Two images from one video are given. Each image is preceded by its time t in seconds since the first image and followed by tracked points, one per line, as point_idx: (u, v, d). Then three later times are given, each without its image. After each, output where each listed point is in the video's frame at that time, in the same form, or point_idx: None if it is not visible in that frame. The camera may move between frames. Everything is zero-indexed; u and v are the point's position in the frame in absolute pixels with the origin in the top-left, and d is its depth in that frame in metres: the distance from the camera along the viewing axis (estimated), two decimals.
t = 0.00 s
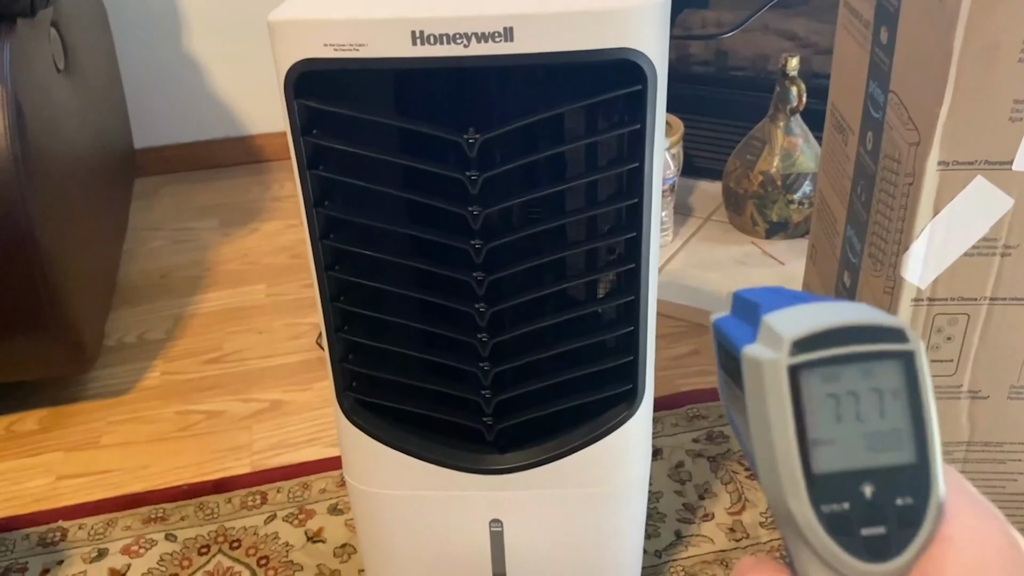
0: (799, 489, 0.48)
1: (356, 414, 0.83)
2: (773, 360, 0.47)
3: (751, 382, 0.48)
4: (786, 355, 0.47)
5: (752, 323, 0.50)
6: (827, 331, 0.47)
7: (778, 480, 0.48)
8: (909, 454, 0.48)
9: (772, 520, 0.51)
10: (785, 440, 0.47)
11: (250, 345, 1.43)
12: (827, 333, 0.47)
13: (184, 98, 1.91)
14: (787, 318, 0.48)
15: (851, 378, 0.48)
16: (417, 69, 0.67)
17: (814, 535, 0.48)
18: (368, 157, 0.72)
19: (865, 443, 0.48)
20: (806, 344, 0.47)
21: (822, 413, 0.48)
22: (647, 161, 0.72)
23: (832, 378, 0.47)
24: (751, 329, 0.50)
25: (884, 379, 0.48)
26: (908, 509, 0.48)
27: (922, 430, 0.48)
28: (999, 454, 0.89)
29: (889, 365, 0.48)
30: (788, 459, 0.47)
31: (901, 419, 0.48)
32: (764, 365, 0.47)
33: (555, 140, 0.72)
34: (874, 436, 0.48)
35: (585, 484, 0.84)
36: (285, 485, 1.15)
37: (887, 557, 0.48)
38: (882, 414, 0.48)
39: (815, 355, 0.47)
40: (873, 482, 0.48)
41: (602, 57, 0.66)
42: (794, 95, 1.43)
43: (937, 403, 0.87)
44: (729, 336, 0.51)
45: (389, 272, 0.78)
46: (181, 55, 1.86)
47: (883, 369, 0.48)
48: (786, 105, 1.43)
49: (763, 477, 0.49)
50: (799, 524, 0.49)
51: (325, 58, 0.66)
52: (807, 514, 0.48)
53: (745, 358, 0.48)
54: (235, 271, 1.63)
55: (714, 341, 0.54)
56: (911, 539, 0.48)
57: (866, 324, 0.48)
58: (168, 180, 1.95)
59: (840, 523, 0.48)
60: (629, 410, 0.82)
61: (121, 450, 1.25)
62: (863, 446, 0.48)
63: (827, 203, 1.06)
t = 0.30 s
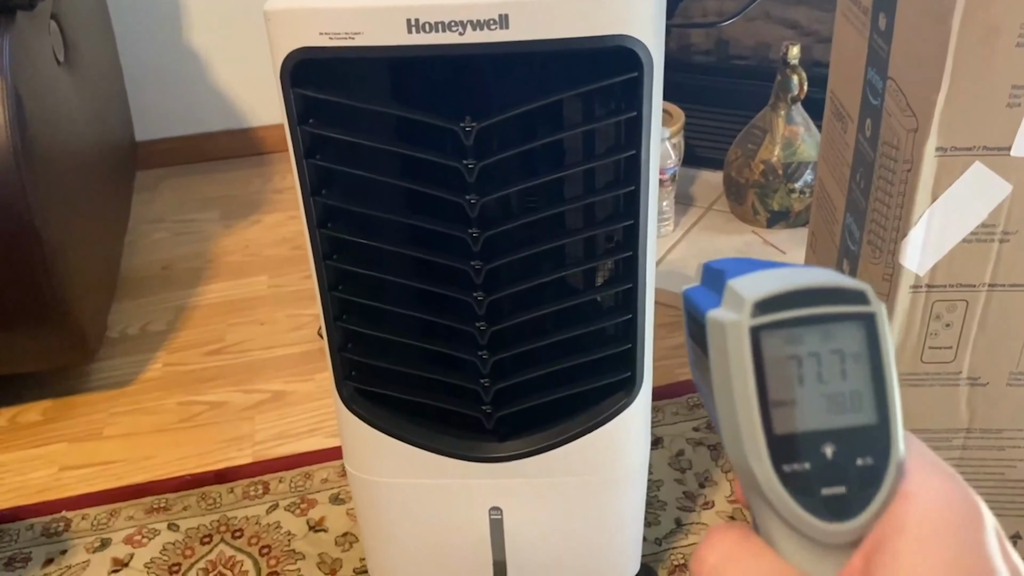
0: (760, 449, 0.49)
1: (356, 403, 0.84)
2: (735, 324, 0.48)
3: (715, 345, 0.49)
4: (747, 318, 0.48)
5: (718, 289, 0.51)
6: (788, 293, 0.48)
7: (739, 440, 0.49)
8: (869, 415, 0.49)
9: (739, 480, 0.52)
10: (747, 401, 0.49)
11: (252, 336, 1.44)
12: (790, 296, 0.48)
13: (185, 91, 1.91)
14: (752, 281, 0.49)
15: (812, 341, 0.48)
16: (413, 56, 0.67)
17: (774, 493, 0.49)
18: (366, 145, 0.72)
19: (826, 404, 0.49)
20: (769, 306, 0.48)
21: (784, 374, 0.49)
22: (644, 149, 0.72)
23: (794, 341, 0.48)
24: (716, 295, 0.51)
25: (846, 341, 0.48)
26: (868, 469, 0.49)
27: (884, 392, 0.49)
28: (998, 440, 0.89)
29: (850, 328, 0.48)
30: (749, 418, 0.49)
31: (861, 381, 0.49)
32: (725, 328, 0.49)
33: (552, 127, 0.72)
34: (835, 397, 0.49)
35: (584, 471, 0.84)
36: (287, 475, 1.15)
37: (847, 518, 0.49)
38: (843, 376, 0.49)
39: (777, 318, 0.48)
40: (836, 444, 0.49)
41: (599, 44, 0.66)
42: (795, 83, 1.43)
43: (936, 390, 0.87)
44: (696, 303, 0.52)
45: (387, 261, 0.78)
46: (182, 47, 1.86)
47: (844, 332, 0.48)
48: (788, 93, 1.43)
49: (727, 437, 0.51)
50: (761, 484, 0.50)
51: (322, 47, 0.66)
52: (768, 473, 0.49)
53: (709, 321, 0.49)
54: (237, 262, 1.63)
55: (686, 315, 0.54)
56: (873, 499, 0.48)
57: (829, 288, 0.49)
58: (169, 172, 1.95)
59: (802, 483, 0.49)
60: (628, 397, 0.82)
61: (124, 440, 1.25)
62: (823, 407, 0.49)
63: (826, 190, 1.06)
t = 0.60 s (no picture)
0: (772, 426, 0.48)
1: (357, 397, 0.83)
2: (750, 297, 0.48)
3: (728, 318, 0.49)
4: (763, 292, 0.48)
5: (730, 265, 0.51)
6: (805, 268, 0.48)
7: (747, 417, 0.49)
8: (887, 397, 0.48)
9: (748, 462, 0.52)
10: (759, 376, 0.48)
11: (254, 331, 1.44)
12: (807, 271, 0.48)
13: (187, 86, 1.91)
14: (767, 256, 0.49)
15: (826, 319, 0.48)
16: (411, 48, 0.66)
17: (784, 473, 0.49)
18: (364, 138, 0.72)
19: (842, 383, 0.49)
20: (785, 280, 0.48)
21: (799, 351, 0.48)
22: (645, 139, 0.71)
23: (810, 317, 0.48)
24: (729, 272, 0.51)
25: (864, 319, 0.48)
26: (884, 452, 0.48)
27: (904, 372, 0.48)
28: (1004, 432, 0.88)
29: (870, 305, 0.48)
30: (761, 393, 0.48)
31: (880, 360, 0.48)
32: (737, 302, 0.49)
33: (551, 118, 0.72)
34: (853, 376, 0.48)
35: (586, 464, 0.84)
36: (289, 469, 1.15)
37: (859, 502, 0.47)
38: (861, 354, 0.48)
39: (793, 292, 0.48)
40: (850, 425, 0.48)
41: (598, 34, 0.65)
42: (798, 74, 1.44)
43: (940, 382, 0.86)
44: (708, 280, 0.52)
45: (386, 255, 0.78)
46: (183, 42, 1.86)
47: (863, 308, 0.47)
48: (791, 85, 1.43)
49: (736, 416, 0.50)
50: (771, 463, 0.49)
51: (318, 38, 0.66)
52: (778, 451, 0.48)
53: (722, 296, 0.49)
54: (239, 257, 1.63)
55: (693, 290, 0.55)
56: (888, 484, 0.47)
57: (849, 265, 0.48)
58: (172, 168, 1.95)
59: (813, 463, 0.48)
60: (630, 390, 0.81)
61: (126, 436, 1.25)
62: (839, 386, 0.49)
63: (830, 182, 1.05)
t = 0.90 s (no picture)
0: (762, 422, 0.49)
1: (363, 394, 0.83)
2: (742, 290, 0.48)
3: (719, 311, 0.49)
4: (755, 285, 0.48)
5: (719, 259, 0.51)
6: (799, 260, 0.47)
7: (738, 414, 0.49)
8: (878, 395, 0.49)
9: (734, 458, 0.52)
10: (751, 372, 0.48)
11: (260, 328, 1.44)
12: (800, 264, 0.48)
13: (192, 83, 1.91)
14: (760, 248, 0.49)
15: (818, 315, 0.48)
16: (415, 43, 0.66)
17: (775, 471, 0.49)
18: (369, 134, 0.72)
19: (832, 379, 0.49)
20: (778, 273, 0.48)
21: (790, 345, 0.48)
22: (650, 134, 0.71)
23: (802, 311, 0.48)
24: (717, 263, 0.51)
25: (856, 315, 0.48)
26: (875, 450, 0.49)
27: (894, 368, 0.48)
28: (1012, 428, 0.88)
29: (862, 300, 0.48)
30: (752, 389, 0.48)
31: (871, 356, 0.48)
32: (730, 295, 0.48)
33: (556, 113, 0.72)
34: (843, 372, 0.49)
35: (592, 460, 0.84)
36: (295, 466, 1.15)
37: (849, 501, 0.49)
38: (852, 350, 0.48)
39: (786, 285, 0.48)
40: (840, 421, 0.49)
41: (603, 29, 0.65)
42: (804, 69, 1.43)
43: (948, 377, 0.86)
44: (695, 271, 0.52)
45: (391, 252, 0.77)
46: (188, 39, 1.86)
47: (856, 303, 0.48)
48: (796, 79, 1.43)
49: (725, 414, 0.50)
50: (761, 460, 0.49)
51: (323, 34, 0.66)
52: (769, 448, 0.49)
53: (713, 289, 0.49)
54: (244, 254, 1.63)
55: (677, 281, 0.54)
56: (876, 483, 0.48)
57: (843, 259, 0.48)
58: (177, 165, 1.95)
59: (804, 459, 0.49)
60: (636, 386, 0.81)
61: (133, 433, 1.25)
62: (829, 381, 0.49)
63: (836, 177, 1.05)
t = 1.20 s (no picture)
0: (748, 424, 0.47)
1: (371, 392, 0.83)
2: (727, 290, 0.46)
3: (702, 311, 0.47)
4: (740, 284, 0.45)
5: (706, 254, 0.49)
6: (785, 258, 0.45)
7: (724, 416, 0.48)
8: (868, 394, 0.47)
9: (720, 458, 0.51)
10: (736, 374, 0.46)
11: (267, 326, 1.44)
12: (786, 261, 0.46)
13: (198, 82, 1.91)
14: (745, 245, 0.46)
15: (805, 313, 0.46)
16: (424, 43, 0.66)
17: (761, 474, 0.48)
18: (377, 134, 0.72)
19: (819, 379, 0.47)
20: (763, 272, 0.46)
21: (776, 346, 0.46)
22: (659, 133, 0.71)
23: (788, 310, 0.46)
24: (705, 262, 0.49)
25: (845, 313, 0.46)
26: (863, 451, 0.47)
27: (882, 367, 0.47)
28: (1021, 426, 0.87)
29: (849, 299, 0.46)
30: (737, 391, 0.47)
31: (860, 355, 0.47)
32: (715, 295, 0.46)
33: (564, 111, 0.72)
34: (832, 371, 0.47)
35: (600, 457, 0.84)
36: (304, 463, 1.16)
37: (837, 501, 0.47)
38: (840, 349, 0.47)
39: (771, 284, 0.45)
40: (828, 423, 0.47)
41: (611, 28, 0.65)
42: (811, 67, 1.43)
43: (956, 374, 0.86)
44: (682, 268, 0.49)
45: (398, 251, 0.78)
46: (194, 38, 1.86)
47: (845, 302, 0.46)
48: (802, 77, 1.43)
49: (712, 414, 0.49)
50: (747, 463, 0.48)
51: (332, 34, 0.66)
52: (755, 451, 0.47)
53: (698, 287, 0.47)
54: (251, 253, 1.63)
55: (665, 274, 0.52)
56: (865, 484, 0.47)
57: (831, 256, 0.46)
58: (183, 164, 1.95)
59: (791, 462, 0.47)
60: (644, 384, 0.81)
61: (141, 431, 1.26)
62: (817, 382, 0.47)
63: (843, 173, 1.05)
